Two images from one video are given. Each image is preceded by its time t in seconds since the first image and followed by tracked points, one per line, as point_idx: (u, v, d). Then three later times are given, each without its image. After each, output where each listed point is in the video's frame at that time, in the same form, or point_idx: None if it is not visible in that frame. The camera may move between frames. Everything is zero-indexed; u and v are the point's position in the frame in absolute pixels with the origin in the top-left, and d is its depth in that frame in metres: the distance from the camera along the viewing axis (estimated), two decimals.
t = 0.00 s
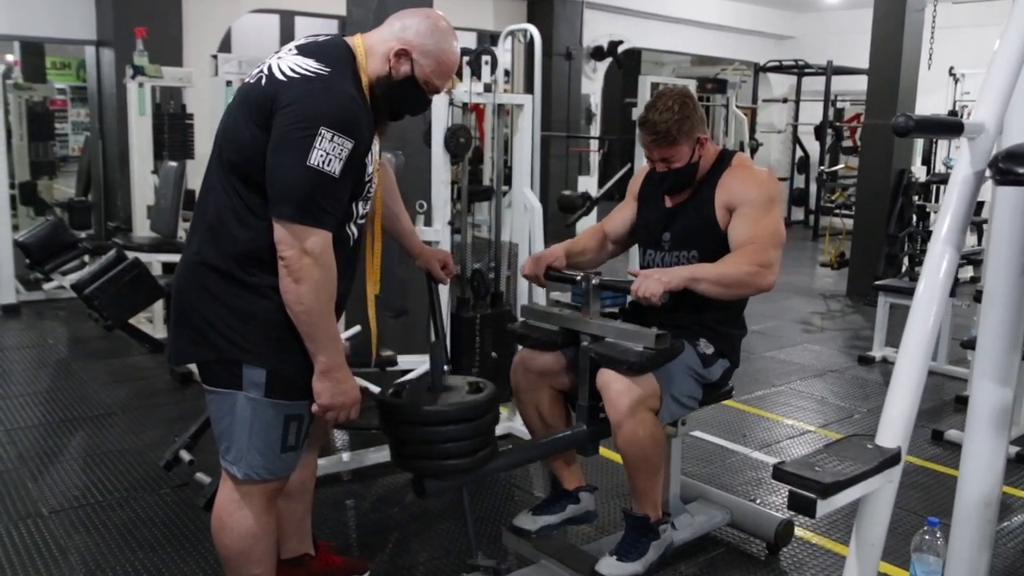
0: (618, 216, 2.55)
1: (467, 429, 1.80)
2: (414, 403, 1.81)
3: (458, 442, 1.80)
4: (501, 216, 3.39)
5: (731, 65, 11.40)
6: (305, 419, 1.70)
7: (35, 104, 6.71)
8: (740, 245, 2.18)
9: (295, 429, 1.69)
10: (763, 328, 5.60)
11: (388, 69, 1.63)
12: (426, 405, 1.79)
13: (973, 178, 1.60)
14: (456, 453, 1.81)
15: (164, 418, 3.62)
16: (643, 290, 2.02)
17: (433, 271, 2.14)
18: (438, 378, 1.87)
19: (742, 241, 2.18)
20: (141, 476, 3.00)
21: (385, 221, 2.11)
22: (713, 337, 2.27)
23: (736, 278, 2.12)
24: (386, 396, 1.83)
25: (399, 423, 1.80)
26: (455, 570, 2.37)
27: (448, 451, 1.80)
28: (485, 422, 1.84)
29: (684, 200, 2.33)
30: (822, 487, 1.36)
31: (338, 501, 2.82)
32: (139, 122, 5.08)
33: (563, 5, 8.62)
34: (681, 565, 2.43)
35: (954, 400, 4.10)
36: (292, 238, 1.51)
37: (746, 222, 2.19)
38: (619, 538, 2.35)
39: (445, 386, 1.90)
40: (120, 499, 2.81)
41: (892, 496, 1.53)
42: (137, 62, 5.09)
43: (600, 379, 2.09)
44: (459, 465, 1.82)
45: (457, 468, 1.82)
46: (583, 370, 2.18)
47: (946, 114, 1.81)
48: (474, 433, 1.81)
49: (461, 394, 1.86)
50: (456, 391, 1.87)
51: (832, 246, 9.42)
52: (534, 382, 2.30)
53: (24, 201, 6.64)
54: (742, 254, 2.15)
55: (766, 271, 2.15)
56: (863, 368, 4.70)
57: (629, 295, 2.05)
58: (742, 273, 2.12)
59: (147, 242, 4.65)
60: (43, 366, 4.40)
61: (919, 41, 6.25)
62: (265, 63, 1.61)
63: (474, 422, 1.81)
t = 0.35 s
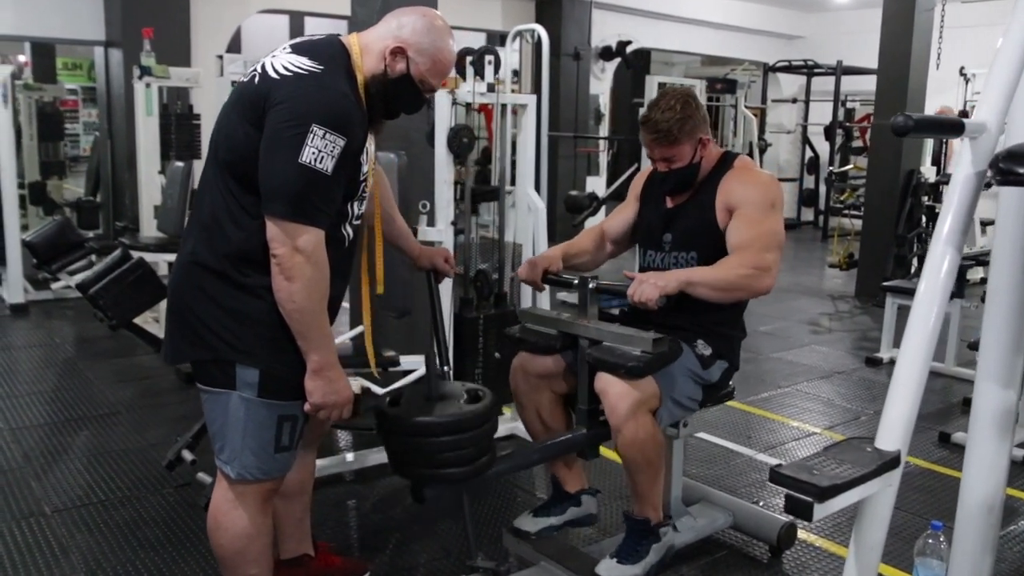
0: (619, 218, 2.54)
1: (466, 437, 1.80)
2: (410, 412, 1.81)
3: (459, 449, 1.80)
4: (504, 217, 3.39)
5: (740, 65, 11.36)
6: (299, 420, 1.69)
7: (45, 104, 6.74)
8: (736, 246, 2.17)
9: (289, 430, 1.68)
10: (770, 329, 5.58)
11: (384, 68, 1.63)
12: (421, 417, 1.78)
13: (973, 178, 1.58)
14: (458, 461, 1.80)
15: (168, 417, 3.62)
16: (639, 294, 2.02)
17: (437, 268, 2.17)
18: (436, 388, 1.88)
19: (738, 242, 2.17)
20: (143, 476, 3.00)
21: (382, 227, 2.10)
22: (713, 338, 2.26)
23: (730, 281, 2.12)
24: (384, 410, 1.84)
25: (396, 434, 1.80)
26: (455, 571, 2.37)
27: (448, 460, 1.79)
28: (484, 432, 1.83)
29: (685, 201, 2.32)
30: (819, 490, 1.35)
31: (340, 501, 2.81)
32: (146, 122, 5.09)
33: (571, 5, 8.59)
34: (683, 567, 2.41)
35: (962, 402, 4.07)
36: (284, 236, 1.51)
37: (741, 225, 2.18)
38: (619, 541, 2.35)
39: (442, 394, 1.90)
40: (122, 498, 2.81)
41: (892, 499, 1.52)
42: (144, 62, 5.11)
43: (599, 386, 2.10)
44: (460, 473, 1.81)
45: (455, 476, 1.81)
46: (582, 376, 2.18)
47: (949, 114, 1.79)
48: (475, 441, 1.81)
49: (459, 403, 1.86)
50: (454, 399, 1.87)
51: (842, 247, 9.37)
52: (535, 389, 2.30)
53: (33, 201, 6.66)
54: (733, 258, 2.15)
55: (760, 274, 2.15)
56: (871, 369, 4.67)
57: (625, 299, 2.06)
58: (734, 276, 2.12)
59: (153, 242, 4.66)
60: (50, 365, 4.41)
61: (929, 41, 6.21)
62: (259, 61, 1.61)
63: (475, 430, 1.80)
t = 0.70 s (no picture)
0: (628, 220, 2.52)
1: (470, 424, 1.79)
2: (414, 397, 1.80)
3: (462, 436, 1.79)
4: (513, 217, 3.38)
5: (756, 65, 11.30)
6: (299, 421, 1.69)
7: (63, 104, 6.80)
8: (751, 248, 2.14)
9: (289, 431, 1.67)
10: (783, 331, 5.54)
11: (387, 67, 1.61)
12: (426, 399, 1.78)
13: (983, 179, 1.55)
14: (461, 449, 1.80)
15: (178, 416, 3.63)
16: (650, 291, 2.00)
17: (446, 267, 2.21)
18: (442, 376, 1.87)
19: (751, 244, 2.15)
20: (152, 475, 3.01)
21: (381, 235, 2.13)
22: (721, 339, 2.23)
23: (742, 279, 2.08)
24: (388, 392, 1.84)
25: (400, 422, 1.80)
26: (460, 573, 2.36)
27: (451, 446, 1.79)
28: (489, 419, 1.83)
29: (694, 203, 2.29)
30: (821, 497, 1.34)
31: (346, 502, 2.81)
32: (159, 122, 5.13)
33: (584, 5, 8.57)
34: (689, 571, 2.39)
35: (978, 406, 4.01)
36: (283, 233, 1.50)
37: (759, 227, 2.15)
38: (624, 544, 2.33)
39: (448, 381, 1.89)
40: (130, 497, 2.82)
41: (897, 506, 1.50)
42: (157, 62, 5.13)
43: (606, 383, 2.06)
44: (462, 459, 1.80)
45: (456, 465, 1.81)
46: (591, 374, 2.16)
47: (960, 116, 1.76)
48: (480, 429, 1.80)
49: (464, 390, 1.84)
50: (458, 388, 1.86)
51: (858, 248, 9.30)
52: (542, 386, 2.28)
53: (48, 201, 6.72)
54: (751, 258, 2.11)
55: (776, 274, 2.11)
56: (885, 372, 4.62)
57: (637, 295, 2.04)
58: (752, 276, 2.08)
59: (165, 241, 4.67)
60: (63, 363, 4.44)
61: (946, 40, 6.15)
62: (262, 61, 1.61)
63: (480, 418, 1.81)
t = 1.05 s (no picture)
0: (636, 218, 2.50)
1: (471, 442, 1.78)
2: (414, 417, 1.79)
3: (463, 455, 1.79)
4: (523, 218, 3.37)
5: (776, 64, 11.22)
6: (302, 420, 1.68)
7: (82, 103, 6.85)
8: (751, 248, 2.12)
9: (291, 430, 1.67)
10: (799, 332, 5.49)
11: (391, 64, 1.60)
12: (426, 421, 1.76)
13: (994, 178, 1.52)
14: (463, 465, 1.79)
15: (190, 415, 3.64)
16: (651, 297, 1.98)
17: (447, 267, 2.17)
18: (441, 392, 1.83)
19: (756, 243, 2.11)
20: (162, 473, 3.01)
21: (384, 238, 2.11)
22: (728, 339, 2.21)
23: (743, 283, 2.06)
24: (387, 411, 1.82)
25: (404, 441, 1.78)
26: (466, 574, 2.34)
27: (453, 466, 1.78)
28: (491, 436, 1.82)
29: (708, 200, 2.28)
30: (824, 502, 1.32)
31: (354, 502, 2.80)
32: (175, 121, 5.17)
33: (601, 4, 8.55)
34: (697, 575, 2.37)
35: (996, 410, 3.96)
36: (290, 229, 1.49)
37: (763, 226, 2.12)
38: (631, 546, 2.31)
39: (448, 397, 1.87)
40: (139, 495, 2.83)
41: (905, 510, 1.47)
42: (173, 61, 5.17)
43: (609, 389, 2.06)
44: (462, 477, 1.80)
45: (461, 481, 1.81)
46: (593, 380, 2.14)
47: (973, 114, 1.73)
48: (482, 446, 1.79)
49: (464, 408, 1.82)
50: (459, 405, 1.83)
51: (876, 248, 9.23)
52: (548, 393, 2.27)
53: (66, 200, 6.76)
54: (750, 258, 2.09)
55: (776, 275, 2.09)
56: (902, 374, 4.57)
57: (636, 303, 2.01)
58: (749, 277, 2.07)
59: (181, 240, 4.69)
60: (78, 361, 4.47)
61: (966, 39, 6.08)
62: (266, 58, 1.61)
63: (478, 437, 1.79)
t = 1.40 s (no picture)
0: (644, 220, 2.49)
1: (478, 421, 1.79)
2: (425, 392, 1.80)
3: (469, 435, 1.79)
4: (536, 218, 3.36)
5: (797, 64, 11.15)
6: (304, 419, 1.67)
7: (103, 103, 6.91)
8: (769, 247, 2.09)
9: (292, 429, 1.66)
10: (816, 333, 5.44)
11: (403, 68, 1.60)
12: (436, 394, 1.77)
13: (1005, 178, 1.50)
14: (468, 445, 1.79)
15: (203, 413, 3.65)
16: (666, 289, 1.97)
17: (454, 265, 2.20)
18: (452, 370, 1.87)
19: (769, 243, 2.10)
20: (174, 471, 3.02)
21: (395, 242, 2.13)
22: (739, 339, 2.19)
23: (761, 282, 2.03)
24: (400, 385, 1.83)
25: (414, 417, 1.79)
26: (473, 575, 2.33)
27: (459, 443, 1.79)
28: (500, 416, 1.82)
29: (708, 201, 2.26)
30: (826, 507, 1.31)
31: (363, 501, 2.80)
32: (191, 120, 5.19)
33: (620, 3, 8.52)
34: None
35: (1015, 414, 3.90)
36: (295, 228, 1.48)
37: (779, 224, 2.10)
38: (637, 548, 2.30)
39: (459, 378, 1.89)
40: (150, 492, 2.84)
41: (913, 515, 1.45)
42: (190, 61, 5.20)
43: (619, 383, 2.04)
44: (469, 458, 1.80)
45: (466, 460, 1.80)
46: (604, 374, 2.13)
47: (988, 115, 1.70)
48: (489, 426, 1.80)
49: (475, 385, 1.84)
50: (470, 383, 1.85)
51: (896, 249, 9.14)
52: (555, 388, 2.25)
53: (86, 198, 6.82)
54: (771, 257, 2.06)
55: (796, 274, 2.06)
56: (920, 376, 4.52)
57: (651, 294, 2.00)
58: (772, 277, 2.04)
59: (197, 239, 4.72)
60: (95, 358, 4.50)
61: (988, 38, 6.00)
62: (275, 57, 1.60)
63: (488, 416, 1.79)
